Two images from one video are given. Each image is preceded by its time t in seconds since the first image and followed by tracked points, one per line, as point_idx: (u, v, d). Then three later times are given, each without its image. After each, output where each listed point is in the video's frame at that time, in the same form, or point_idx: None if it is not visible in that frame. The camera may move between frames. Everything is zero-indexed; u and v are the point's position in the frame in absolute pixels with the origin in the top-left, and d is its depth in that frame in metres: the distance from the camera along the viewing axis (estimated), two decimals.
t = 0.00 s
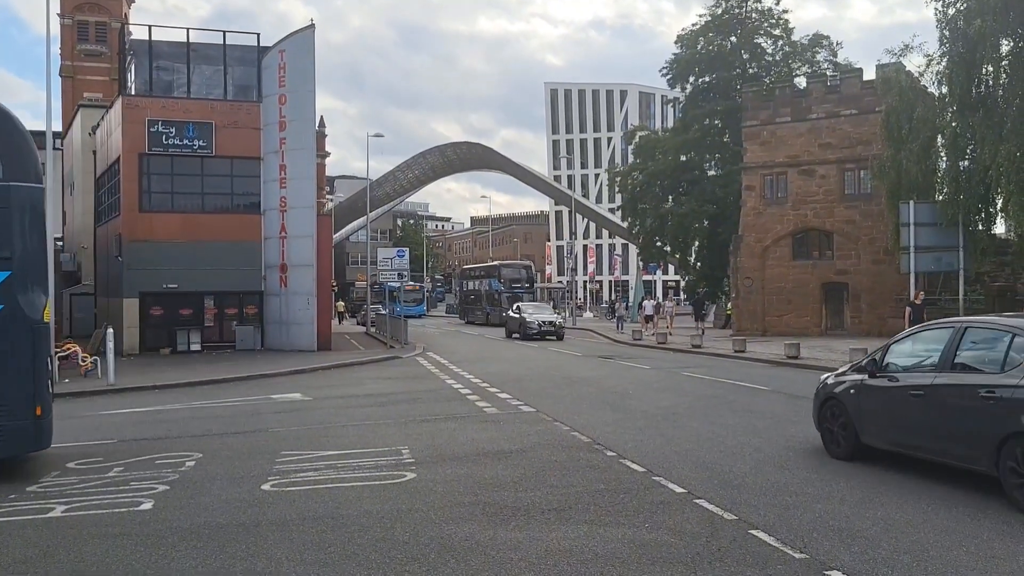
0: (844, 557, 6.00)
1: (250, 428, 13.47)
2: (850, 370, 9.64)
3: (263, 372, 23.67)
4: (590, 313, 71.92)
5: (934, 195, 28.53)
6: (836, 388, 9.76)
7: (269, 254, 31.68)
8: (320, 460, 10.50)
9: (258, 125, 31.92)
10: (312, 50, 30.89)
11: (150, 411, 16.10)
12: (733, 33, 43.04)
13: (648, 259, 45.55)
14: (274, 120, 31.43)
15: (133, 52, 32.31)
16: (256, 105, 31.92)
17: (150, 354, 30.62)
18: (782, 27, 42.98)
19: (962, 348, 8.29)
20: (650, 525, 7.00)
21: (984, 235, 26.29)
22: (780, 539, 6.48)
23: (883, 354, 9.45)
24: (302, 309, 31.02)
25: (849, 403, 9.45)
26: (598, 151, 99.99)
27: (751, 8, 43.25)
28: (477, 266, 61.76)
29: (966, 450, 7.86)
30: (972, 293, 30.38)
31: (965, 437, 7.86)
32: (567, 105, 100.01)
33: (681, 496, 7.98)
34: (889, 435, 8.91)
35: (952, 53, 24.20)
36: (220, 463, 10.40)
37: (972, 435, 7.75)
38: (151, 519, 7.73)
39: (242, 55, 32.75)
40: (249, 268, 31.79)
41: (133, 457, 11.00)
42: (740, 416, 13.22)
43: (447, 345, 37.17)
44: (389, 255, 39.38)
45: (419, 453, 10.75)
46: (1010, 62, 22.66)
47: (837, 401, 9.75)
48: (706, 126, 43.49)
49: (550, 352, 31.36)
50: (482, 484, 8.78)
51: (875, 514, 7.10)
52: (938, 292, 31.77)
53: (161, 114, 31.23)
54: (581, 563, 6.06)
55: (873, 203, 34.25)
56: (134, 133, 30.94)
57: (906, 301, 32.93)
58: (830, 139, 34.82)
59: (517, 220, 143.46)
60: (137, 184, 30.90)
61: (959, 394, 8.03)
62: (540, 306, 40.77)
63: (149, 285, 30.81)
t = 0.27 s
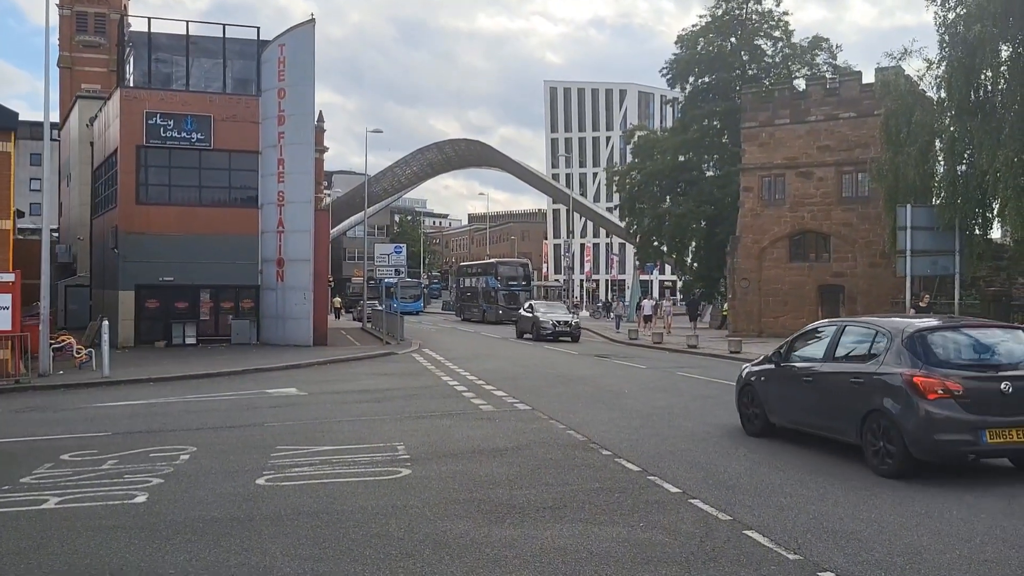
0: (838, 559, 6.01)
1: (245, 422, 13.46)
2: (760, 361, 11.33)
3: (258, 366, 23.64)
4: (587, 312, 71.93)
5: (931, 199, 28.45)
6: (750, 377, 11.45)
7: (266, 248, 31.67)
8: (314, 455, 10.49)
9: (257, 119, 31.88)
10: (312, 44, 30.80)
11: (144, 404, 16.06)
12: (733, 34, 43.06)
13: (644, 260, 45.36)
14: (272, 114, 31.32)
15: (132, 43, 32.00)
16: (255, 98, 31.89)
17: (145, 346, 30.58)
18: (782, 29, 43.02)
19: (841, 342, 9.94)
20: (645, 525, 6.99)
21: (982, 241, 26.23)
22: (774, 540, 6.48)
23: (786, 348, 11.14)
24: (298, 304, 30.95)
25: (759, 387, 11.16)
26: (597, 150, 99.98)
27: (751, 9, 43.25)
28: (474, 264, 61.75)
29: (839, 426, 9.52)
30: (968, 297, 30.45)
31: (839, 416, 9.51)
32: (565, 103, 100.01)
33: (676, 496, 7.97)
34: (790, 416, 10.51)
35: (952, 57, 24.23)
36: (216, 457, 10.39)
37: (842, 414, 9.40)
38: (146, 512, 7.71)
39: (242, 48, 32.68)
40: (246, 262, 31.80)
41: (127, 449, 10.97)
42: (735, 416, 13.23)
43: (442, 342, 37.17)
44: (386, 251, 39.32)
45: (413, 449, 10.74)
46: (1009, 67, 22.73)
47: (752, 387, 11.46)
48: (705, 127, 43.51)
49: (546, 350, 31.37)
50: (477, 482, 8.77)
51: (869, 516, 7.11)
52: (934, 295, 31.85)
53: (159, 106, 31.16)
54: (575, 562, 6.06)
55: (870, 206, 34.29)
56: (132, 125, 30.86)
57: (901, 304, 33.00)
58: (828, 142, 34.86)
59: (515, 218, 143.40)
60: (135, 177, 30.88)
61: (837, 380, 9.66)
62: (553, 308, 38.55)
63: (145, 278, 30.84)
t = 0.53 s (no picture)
0: (832, 558, 6.03)
1: (240, 417, 13.43)
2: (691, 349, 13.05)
3: (252, 360, 23.59)
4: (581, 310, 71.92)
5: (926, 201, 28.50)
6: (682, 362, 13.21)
7: (261, 243, 31.59)
8: (309, 450, 10.47)
9: (253, 113, 31.80)
10: (308, 38, 30.71)
11: (138, 397, 16.02)
12: (731, 33, 43.07)
13: (639, 258, 45.20)
14: (269, 108, 31.26)
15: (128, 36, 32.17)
16: (251, 92, 31.83)
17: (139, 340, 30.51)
18: (779, 29, 43.07)
19: (755, 334, 11.72)
20: (640, 522, 7.00)
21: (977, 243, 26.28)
22: (768, 539, 6.50)
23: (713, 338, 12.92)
24: (293, 299, 30.91)
25: (689, 373, 12.96)
26: (593, 148, 99.94)
27: (749, 9, 43.26)
28: (469, 260, 61.70)
29: (749, 404, 11.33)
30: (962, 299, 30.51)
31: (749, 395, 11.34)
32: (562, 101, 99.95)
33: (671, 494, 7.98)
34: (712, 397, 12.31)
35: (948, 60, 24.22)
36: (210, 451, 10.36)
37: (752, 394, 11.21)
38: (140, 505, 7.69)
39: (239, 42, 32.70)
40: (241, 256, 31.73)
41: (120, 443, 10.95)
42: (730, 416, 13.24)
43: (437, 338, 37.14)
44: (381, 247, 39.27)
45: (408, 446, 10.73)
46: (1005, 69, 22.66)
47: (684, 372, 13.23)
48: (702, 126, 43.54)
49: (540, 347, 31.36)
50: (472, 478, 8.77)
51: (863, 516, 7.13)
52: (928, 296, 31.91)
53: (155, 99, 31.05)
54: (571, 559, 6.07)
55: (865, 207, 34.34)
56: (127, 118, 30.76)
57: (896, 306, 33.06)
58: (824, 142, 34.91)
59: (510, 216, 143.27)
60: (130, 170, 30.80)
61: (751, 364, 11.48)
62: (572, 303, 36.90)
63: (139, 271, 30.78)
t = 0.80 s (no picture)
0: (828, 556, 6.08)
1: (241, 409, 13.47)
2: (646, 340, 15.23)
3: (252, 353, 23.63)
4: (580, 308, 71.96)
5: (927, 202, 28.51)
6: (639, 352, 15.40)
7: (262, 236, 31.59)
8: (309, 443, 10.52)
9: (255, 106, 31.81)
10: (310, 32, 30.66)
11: (138, 388, 16.06)
12: (734, 32, 43.06)
13: (639, 256, 45.22)
14: (271, 102, 31.27)
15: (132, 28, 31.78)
16: (254, 85, 31.83)
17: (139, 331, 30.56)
18: (782, 28, 43.06)
19: (695, 328, 13.87)
20: (638, 518, 7.05)
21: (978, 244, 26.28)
22: (765, 537, 6.54)
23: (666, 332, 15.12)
24: (293, 293, 30.92)
25: (642, 362, 15.12)
26: (594, 146, 99.92)
27: (752, 7, 43.23)
28: (469, 256, 61.73)
29: (688, 386, 13.46)
30: (961, 301, 30.53)
31: (689, 379, 13.50)
32: (564, 97, 99.93)
33: (670, 491, 8.02)
34: (660, 382, 14.45)
35: (952, 61, 24.15)
36: (211, 443, 10.40)
37: (691, 377, 13.31)
38: (140, 496, 7.72)
39: (242, 35, 32.36)
40: (242, 249, 31.75)
41: (121, 434, 10.99)
42: (728, 413, 13.29)
43: (437, 333, 37.19)
44: (382, 242, 39.29)
45: (407, 440, 10.77)
46: (1009, 71, 22.48)
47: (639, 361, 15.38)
48: (703, 125, 43.55)
49: (540, 343, 31.39)
50: (471, 473, 8.80)
51: (859, 514, 7.18)
52: (928, 297, 31.92)
53: (158, 92, 31.11)
54: (568, 554, 6.11)
55: (866, 207, 34.36)
56: (130, 110, 30.82)
57: (895, 306, 33.08)
58: (826, 142, 34.92)
59: (511, 212, 143.22)
60: (132, 161, 30.85)
61: (693, 354, 13.64)
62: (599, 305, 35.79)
63: (140, 263, 30.82)
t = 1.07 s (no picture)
0: (827, 552, 6.08)
1: (241, 405, 13.46)
2: (609, 331, 17.83)
3: (251, 349, 23.61)
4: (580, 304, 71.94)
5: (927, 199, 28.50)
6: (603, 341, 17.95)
7: (261, 232, 31.57)
8: (308, 439, 10.51)
9: (254, 102, 31.77)
10: (309, 28, 30.64)
11: (137, 384, 16.04)
12: (734, 28, 42.99)
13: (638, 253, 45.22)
14: (271, 98, 31.24)
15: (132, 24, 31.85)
16: (254, 81, 31.78)
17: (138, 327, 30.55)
18: (782, 24, 42.98)
19: (650, 321, 16.53)
20: (637, 515, 7.05)
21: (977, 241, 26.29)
22: (765, 534, 6.54)
23: (627, 324, 17.71)
24: (293, 289, 30.93)
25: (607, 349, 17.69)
26: (594, 142, 99.82)
27: (752, 3, 43.16)
28: (468, 253, 61.70)
29: (644, 370, 16.14)
30: (961, 297, 30.54)
31: (643, 364, 16.22)
32: (564, 93, 99.81)
33: (669, 488, 8.02)
34: (621, 366, 17.07)
35: (953, 57, 24.11)
36: (210, 439, 10.39)
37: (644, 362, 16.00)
38: (139, 492, 7.72)
39: (242, 31, 32.30)
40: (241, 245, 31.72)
41: (120, 430, 10.98)
42: (727, 410, 13.29)
43: (436, 329, 37.18)
44: (381, 238, 39.27)
45: (406, 436, 10.76)
46: (1009, 67, 22.49)
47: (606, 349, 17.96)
48: (703, 121, 43.50)
49: (540, 340, 31.39)
50: (471, 470, 8.79)
51: (858, 511, 7.18)
52: (928, 294, 31.93)
53: (157, 87, 31.06)
54: (568, 550, 6.11)
55: (866, 204, 34.35)
56: (130, 105, 30.81)
57: (895, 303, 33.11)
58: (826, 139, 34.89)
59: (510, 208, 143.09)
60: (131, 157, 30.84)
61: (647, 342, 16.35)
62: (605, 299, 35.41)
63: (140, 258, 30.80)
